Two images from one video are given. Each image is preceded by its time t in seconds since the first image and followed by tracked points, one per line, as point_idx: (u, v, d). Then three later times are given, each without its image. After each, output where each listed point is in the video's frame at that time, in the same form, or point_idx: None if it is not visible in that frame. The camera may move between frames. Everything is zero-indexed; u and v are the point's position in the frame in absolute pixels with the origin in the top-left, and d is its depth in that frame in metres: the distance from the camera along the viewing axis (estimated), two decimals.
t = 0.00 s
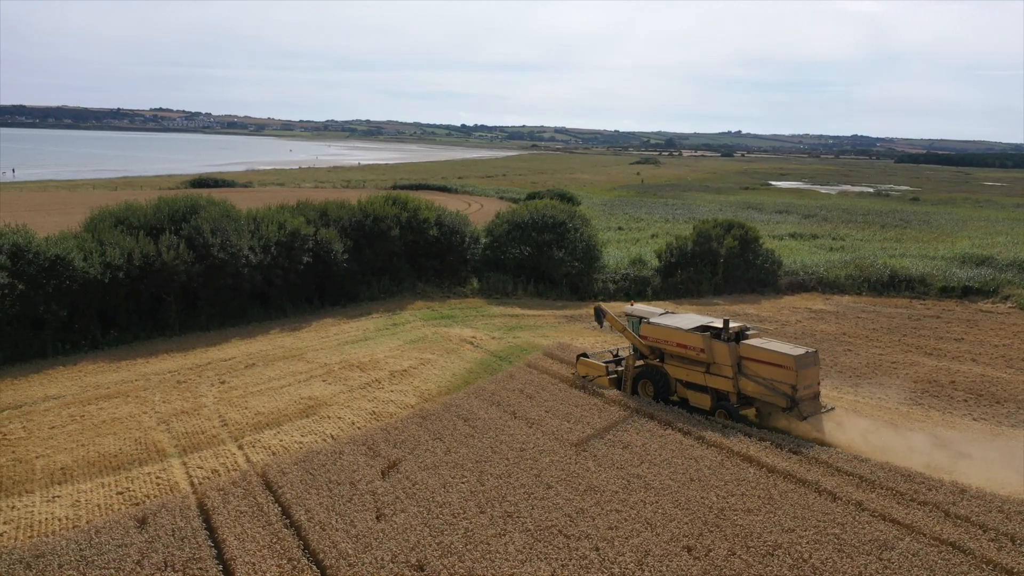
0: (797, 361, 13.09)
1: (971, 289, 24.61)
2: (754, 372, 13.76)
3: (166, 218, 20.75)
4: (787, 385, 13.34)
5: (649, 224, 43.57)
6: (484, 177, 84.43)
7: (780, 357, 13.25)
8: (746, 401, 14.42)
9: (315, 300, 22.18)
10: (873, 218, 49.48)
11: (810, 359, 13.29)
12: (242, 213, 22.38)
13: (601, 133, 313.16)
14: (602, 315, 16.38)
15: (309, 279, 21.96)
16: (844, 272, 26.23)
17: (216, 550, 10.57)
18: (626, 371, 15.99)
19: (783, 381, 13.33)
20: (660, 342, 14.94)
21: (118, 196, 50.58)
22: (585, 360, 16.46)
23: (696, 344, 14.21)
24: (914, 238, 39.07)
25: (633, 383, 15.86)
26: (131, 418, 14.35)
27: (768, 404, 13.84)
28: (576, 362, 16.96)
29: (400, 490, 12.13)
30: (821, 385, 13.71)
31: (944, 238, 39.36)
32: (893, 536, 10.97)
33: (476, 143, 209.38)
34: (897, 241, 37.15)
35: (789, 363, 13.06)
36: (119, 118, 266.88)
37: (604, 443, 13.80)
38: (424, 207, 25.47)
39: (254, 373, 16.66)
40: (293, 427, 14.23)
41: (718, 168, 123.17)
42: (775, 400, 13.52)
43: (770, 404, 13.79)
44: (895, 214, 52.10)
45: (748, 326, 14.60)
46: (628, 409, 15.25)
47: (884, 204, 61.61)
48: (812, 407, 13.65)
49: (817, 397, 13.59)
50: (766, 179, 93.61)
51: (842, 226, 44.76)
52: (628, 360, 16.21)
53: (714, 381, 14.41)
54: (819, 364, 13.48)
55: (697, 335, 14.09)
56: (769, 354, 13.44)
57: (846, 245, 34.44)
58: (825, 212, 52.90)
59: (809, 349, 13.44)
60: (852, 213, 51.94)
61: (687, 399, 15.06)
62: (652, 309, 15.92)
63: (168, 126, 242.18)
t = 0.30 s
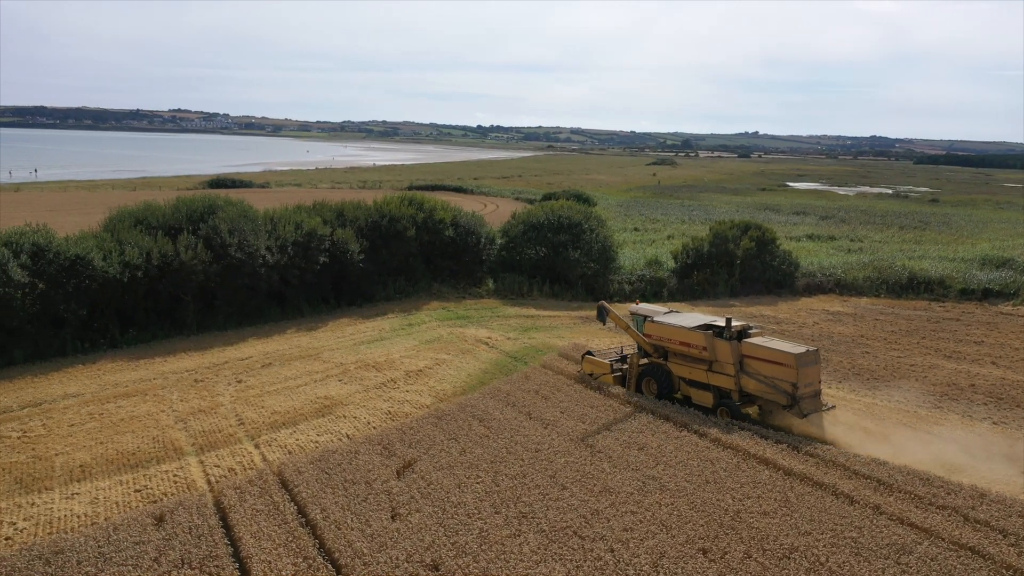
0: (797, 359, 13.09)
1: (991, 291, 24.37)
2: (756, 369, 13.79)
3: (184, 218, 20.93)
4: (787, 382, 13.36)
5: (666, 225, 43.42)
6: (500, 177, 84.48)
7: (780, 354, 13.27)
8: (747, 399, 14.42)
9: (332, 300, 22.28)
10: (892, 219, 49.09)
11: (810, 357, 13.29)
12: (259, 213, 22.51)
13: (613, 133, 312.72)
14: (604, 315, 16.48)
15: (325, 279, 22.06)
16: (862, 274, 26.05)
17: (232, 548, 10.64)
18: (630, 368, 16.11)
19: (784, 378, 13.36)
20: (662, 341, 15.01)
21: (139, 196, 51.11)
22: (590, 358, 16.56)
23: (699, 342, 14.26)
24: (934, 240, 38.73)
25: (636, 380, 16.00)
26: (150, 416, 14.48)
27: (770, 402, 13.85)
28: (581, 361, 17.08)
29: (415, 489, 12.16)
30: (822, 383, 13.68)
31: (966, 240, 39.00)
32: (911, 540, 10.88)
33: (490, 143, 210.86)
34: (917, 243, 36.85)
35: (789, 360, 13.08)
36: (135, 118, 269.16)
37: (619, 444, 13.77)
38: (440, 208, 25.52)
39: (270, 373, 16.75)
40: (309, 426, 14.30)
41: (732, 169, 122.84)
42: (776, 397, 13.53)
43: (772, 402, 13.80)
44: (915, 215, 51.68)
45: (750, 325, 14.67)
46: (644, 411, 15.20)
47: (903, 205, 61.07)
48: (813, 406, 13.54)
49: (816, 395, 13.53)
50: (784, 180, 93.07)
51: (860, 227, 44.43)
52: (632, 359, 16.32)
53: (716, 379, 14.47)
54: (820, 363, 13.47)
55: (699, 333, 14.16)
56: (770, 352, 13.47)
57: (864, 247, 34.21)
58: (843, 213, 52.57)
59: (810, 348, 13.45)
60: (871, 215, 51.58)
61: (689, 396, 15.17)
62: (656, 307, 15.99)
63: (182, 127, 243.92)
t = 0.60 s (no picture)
0: (799, 357, 13.22)
1: (1014, 294, 24.08)
2: (759, 368, 13.96)
3: (204, 217, 21.13)
4: (790, 380, 13.52)
5: (684, 226, 43.14)
6: (518, 178, 84.35)
7: (783, 353, 13.42)
8: (751, 396, 14.56)
9: (349, 299, 22.39)
10: (913, 221, 48.61)
11: (813, 356, 13.42)
12: (278, 213, 22.68)
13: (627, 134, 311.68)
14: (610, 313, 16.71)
15: (342, 279, 22.17)
16: (881, 276, 25.84)
17: (249, 545, 10.70)
18: (636, 366, 16.31)
19: (786, 376, 13.51)
20: (668, 339, 15.27)
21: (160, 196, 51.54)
22: (597, 355, 16.79)
23: (704, 341, 14.47)
24: (957, 241, 38.30)
25: (642, 378, 16.19)
26: (169, 414, 14.60)
27: (773, 400, 14.02)
28: (588, 358, 17.29)
29: (430, 489, 12.18)
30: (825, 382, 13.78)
31: (989, 242, 38.53)
32: (930, 544, 10.77)
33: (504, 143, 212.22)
34: (939, 244, 36.45)
35: (790, 359, 13.24)
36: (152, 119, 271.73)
37: (636, 446, 13.72)
38: (458, 208, 25.53)
39: (288, 372, 16.86)
40: (326, 425, 14.37)
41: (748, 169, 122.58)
42: (778, 395, 13.69)
43: (775, 399, 13.97)
44: (937, 217, 51.16)
45: (756, 324, 14.82)
46: (660, 412, 15.15)
47: (923, 207, 60.47)
48: (815, 404, 13.64)
49: (819, 393, 13.61)
50: (803, 181, 92.22)
51: (881, 229, 44.04)
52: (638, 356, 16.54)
53: (720, 377, 14.68)
54: (822, 361, 13.59)
55: (703, 332, 14.39)
56: (773, 351, 13.64)
57: (884, 249, 33.92)
58: (863, 214, 52.09)
59: (813, 347, 13.58)
60: (892, 216, 51.10)
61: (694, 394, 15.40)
62: (664, 307, 16.23)
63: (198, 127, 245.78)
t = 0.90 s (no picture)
0: (803, 356, 13.22)
1: None
2: (764, 366, 13.98)
3: (225, 217, 21.34)
4: (794, 379, 13.51)
5: (703, 228, 42.82)
6: (537, 178, 84.17)
7: (787, 351, 13.42)
8: (757, 395, 14.61)
9: (368, 299, 22.46)
10: (936, 223, 48.11)
11: (817, 354, 13.42)
12: (298, 213, 22.82)
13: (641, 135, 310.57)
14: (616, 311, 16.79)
15: (361, 279, 22.24)
16: (903, 278, 25.59)
17: (268, 544, 10.75)
18: (643, 364, 16.38)
19: (790, 375, 13.52)
20: (675, 337, 15.32)
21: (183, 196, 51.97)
22: (605, 353, 16.93)
23: (709, 339, 14.54)
24: (981, 244, 37.86)
25: (649, 376, 16.26)
26: (188, 412, 14.71)
27: (778, 398, 14.01)
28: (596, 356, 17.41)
29: (448, 489, 12.19)
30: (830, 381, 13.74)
31: (1014, 244, 38.06)
32: (952, 550, 10.63)
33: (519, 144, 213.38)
34: (962, 246, 36.06)
35: (794, 357, 13.25)
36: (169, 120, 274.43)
37: (654, 448, 13.66)
38: (477, 209, 25.53)
39: (307, 371, 16.94)
40: (344, 424, 14.42)
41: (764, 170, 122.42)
42: (783, 393, 13.68)
43: (779, 398, 13.94)
44: (960, 219, 50.58)
45: (763, 323, 14.83)
46: (679, 414, 15.06)
47: (945, 208, 59.84)
48: (819, 403, 13.64)
49: (823, 392, 13.59)
50: (824, 183, 91.28)
51: (902, 230, 43.65)
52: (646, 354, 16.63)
53: (726, 375, 14.73)
54: (827, 360, 13.61)
55: (709, 331, 14.47)
56: (778, 349, 13.66)
57: (906, 251, 33.57)
58: (885, 216, 51.64)
59: (818, 346, 13.57)
60: (914, 218, 50.62)
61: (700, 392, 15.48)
62: (671, 306, 16.30)
63: (214, 128, 247.77)
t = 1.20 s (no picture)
0: (808, 355, 13.32)
1: None
2: (770, 365, 14.07)
3: (245, 218, 21.54)
4: (799, 378, 13.61)
5: (723, 229, 42.46)
6: (556, 179, 83.80)
7: (793, 350, 13.51)
8: (763, 394, 14.73)
9: (387, 300, 22.54)
10: (960, 224, 47.52)
11: (822, 353, 13.52)
12: (317, 213, 22.99)
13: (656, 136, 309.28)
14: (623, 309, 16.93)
15: (380, 279, 22.32)
16: (926, 280, 25.33)
17: (286, 542, 10.80)
18: (651, 363, 16.48)
19: (796, 373, 13.61)
20: (682, 336, 15.43)
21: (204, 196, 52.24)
22: (614, 351, 17.08)
23: (715, 338, 14.66)
24: (1007, 246, 37.35)
25: (657, 373, 16.36)
26: (208, 411, 14.81)
27: (783, 397, 14.11)
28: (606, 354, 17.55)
29: (465, 490, 12.19)
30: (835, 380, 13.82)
31: None
32: (975, 556, 10.49)
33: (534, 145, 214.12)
34: (988, 249, 35.59)
35: (798, 356, 13.35)
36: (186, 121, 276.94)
37: (672, 450, 13.59)
38: (495, 210, 25.50)
39: (326, 370, 17.03)
40: (362, 424, 14.47)
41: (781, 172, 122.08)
42: (788, 392, 13.77)
43: (785, 397, 14.04)
44: (985, 221, 49.95)
45: (770, 323, 14.92)
46: (697, 416, 14.98)
47: (969, 210, 59.12)
48: (824, 401, 13.72)
49: (828, 391, 13.67)
50: (845, 184, 90.26)
51: (926, 232, 43.17)
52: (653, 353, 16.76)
53: (732, 374, 14.83)
54: (833, 359, 13.71)
55: (715, 330, 14.58)
56: (784, 348, 13.76)
57: (929, 253, 33.20)
58: (908, 218, 51.08)
59: (823, 345, 13.67)
60: (938, 220, 50.02)
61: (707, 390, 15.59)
62: (680, 305, 16.40)
63: (230, 129, 249.53)
